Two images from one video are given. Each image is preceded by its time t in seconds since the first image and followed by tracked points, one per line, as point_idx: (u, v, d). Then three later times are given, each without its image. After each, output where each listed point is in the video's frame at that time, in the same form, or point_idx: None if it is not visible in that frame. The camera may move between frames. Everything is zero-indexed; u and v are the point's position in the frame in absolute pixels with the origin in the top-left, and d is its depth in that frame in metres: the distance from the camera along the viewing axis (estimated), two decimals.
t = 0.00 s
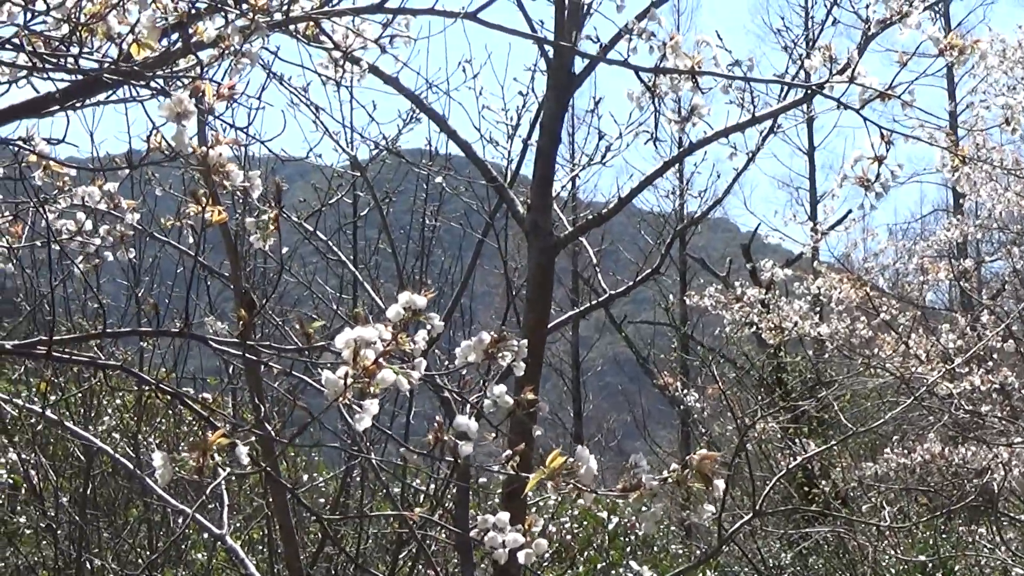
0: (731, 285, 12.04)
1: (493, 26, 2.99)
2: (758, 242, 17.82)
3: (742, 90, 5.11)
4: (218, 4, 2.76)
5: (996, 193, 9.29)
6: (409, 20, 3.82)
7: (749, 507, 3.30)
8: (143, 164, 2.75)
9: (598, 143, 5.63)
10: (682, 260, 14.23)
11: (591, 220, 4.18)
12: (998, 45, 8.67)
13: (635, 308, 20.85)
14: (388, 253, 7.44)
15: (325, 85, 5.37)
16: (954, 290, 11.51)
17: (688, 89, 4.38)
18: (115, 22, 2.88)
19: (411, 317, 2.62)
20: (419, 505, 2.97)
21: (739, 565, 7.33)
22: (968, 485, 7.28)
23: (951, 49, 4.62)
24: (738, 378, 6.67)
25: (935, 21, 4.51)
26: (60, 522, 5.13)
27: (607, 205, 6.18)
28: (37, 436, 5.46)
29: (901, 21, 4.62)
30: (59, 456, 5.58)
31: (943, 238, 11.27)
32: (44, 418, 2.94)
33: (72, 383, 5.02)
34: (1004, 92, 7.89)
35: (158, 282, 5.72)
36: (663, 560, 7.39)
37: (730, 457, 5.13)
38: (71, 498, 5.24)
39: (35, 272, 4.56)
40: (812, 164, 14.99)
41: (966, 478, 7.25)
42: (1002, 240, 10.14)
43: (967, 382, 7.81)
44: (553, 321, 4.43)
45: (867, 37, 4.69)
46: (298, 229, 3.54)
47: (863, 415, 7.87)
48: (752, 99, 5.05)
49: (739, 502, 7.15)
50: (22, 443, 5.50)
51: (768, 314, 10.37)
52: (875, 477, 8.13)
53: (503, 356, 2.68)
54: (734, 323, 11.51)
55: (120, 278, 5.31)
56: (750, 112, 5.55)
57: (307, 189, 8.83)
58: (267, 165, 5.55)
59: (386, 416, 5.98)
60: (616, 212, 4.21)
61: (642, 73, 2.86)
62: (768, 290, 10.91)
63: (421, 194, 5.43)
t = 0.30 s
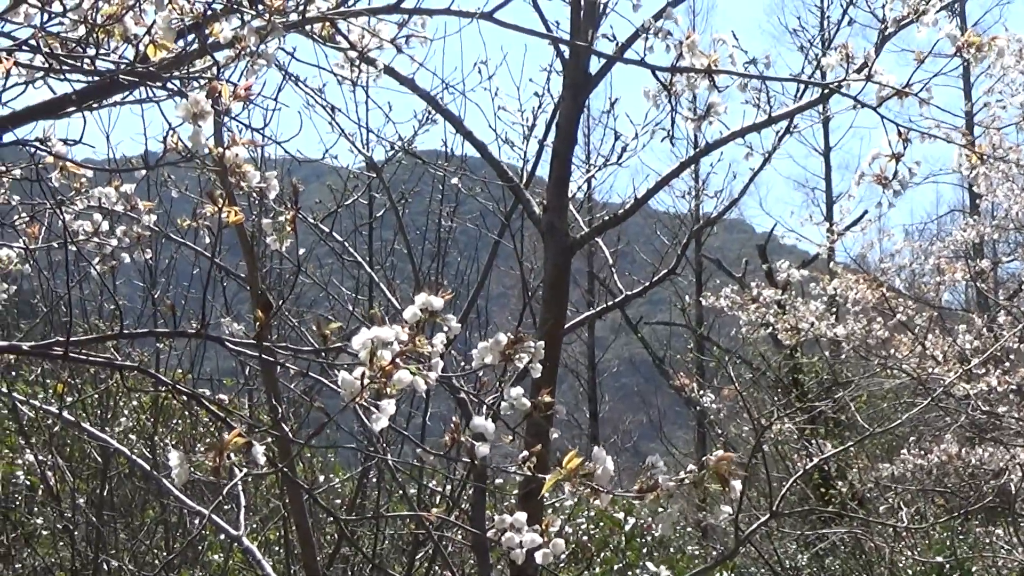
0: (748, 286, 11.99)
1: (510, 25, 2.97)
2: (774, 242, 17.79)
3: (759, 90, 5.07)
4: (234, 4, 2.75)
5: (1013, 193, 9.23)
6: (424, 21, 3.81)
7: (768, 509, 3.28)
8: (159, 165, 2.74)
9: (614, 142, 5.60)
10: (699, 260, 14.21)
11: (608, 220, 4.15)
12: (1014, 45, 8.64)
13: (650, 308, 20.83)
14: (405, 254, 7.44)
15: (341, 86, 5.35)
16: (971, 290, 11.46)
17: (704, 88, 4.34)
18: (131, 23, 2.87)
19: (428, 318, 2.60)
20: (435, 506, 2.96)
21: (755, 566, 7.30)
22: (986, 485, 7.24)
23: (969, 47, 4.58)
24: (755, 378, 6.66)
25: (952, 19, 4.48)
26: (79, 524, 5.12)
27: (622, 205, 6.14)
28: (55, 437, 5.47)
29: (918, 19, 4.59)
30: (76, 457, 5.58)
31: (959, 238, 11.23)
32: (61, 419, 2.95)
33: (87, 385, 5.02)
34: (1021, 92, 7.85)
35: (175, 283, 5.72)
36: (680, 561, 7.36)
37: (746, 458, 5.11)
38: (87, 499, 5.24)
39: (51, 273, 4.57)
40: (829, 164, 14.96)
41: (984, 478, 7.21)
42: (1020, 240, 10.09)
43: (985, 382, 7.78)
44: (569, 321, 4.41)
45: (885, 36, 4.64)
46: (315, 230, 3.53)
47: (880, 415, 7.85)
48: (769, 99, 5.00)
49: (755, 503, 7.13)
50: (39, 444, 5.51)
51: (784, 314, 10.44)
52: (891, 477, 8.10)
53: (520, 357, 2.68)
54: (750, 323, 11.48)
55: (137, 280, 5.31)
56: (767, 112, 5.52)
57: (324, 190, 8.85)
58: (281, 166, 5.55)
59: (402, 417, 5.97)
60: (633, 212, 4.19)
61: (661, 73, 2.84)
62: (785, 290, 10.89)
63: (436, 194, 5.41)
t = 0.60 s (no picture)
0: (766, 287, 11.93)
1: (530, 25, 2.95)
2: (792, 242, 17.74)
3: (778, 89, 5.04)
4: (252, 5, 2.74)
5: None
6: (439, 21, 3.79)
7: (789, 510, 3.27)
8: (178, 166, 2.73)
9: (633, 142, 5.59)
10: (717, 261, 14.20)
11: (626, 221, 4.15)
12: None
13: (667, 309, 20.82)
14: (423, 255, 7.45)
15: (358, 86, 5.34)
16: (990, 290, 11.43)
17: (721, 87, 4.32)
18: (150, 24, 2.86)
19: (447, 319, 2.60)
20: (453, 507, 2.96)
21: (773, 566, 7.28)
22: (1007, 486, 7.23)
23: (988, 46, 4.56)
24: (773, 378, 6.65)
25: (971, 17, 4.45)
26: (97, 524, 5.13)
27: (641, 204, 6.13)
28: (74, 438, 5.47)
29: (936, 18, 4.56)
30: (95, 458, 5.58)
31: (977, 238, 11.19)
32: (81, 419, 2.96)
33: (106, 386, 5.03)
34: None
35: (194, 285, 5.72)
36: (698, 561, 7.36)
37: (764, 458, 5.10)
38: (107, 499, 5.25)
39: (69, 274, 4.57)
40: (846, 165, 14.93)
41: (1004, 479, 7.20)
42: None
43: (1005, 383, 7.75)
44: (587, 322, 4.42)
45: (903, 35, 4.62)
46: (333, 231, 3.52)
47: (899, 416, 7.84)
48: (788, 99, 4.98)
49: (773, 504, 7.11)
50: (58, 445, 5.51)
51: (803, 315, 10.46)
52: (910, 478, 8.09)
53: (540, 359, 2.67)
54: (769, 324, 11.48)
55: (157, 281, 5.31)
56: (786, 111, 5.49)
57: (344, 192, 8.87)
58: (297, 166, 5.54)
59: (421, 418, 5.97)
60: (652, 213, 4.19)
61: (683, 73, 2.82)
62: (803, 291, 10.88)
63: (456, 195, 5.41)
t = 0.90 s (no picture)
0: (787, 289, 12.05)
1: (549, 28, 2.92)
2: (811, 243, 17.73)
3: (798, 90, 5.01)
4: (271, 9, 2.72)
5: None
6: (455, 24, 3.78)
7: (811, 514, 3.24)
8: (199, 171, 2.71)
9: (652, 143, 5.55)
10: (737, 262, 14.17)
11: (646, 223, 4.12)
12: None
13: (686, 310, 20.85)
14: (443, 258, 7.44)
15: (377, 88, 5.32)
16: (1010, 290, 11.37)
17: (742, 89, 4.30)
18: (170, 29, 2.84)
19: (467, 324, 2.59)
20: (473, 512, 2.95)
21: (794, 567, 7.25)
22: None
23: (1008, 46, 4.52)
24: (793, 380, 6.63)
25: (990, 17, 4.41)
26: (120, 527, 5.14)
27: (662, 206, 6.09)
28: (95, 441, 5.46)
29: (956, 18, 4.52)
30: (116, 461, 5.58)
31: (996, 238, 11.15)
32: (100, 424, 2.96)
33: (126, 389, 5.03)
34: None
35: (213, 287, 5.72)
36: (718, 562, 7.34)
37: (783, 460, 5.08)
38: (128, 502, 5.25)
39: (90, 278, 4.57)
40: (865, 166, 14.91)
41: None
42: None
43: None
44: (608, 323, 4.40)
45: (923, 35, 4.57)
46: (353, 234, 3.50)
47: (920, 417, 7.82)
48: (807, 99, 4.93)
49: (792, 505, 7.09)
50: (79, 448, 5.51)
51: (823, 316, 10.59)
52: (932, 480, 8.05)
53: (561, 364, 2.66)
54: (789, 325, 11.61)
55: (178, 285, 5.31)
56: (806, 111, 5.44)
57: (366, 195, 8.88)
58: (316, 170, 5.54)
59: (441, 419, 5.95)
60: (671, 215, 4.16)
61: (706, 75, 2.79)
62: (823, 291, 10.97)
63: (475, 197, 5.39)
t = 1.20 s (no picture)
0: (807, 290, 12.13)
1: (570, 31, 2.90)
2: (831, 243, 17.68)
3: (819, 91, 5.00)
4: (290, 12, 2.71)
5: None
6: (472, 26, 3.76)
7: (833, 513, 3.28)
8: (218, 176, 2.71)
9: (672, 144, 5.58)
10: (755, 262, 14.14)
11: (665, 224, 4.14)
12: None
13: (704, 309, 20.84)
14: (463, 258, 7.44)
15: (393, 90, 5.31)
16: None
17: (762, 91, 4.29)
18: (189, 32, 2.83)
19: (487, 327, 2.57)
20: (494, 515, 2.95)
21: (814, 568, 7.25)
22: None
23: None
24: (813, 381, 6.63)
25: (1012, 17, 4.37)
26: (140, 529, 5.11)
27: (681, 205, 6.11)
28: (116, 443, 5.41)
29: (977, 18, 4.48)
30: (137, 464, 5.53)
31: (1016, 238, 11.09)
32: (121, 427, 2.97)
33: (146, 391, 5.02)
34: None
35: (234, 290, 5.72)
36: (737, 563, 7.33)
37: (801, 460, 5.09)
38: (149, 504, 5.21)
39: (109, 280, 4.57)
40: (885, 166, 14.85)
41: None
42: None
43: None
44: (627, 325, 4.45)
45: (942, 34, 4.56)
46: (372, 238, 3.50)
47: (941, 419, 7.80)
48: (826, 99, 4.93)
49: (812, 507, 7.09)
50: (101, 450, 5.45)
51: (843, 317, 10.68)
52: (952, 480, 8.04)
53: (581, 367, 2.64)
54: (808, 328, 11.59)
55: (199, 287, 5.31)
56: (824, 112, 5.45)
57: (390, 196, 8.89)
58: (334, 171, 5.54)
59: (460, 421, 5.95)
60: (689, 217, 4.16)
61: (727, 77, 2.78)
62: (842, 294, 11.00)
63: (493, 199, 5.39)
